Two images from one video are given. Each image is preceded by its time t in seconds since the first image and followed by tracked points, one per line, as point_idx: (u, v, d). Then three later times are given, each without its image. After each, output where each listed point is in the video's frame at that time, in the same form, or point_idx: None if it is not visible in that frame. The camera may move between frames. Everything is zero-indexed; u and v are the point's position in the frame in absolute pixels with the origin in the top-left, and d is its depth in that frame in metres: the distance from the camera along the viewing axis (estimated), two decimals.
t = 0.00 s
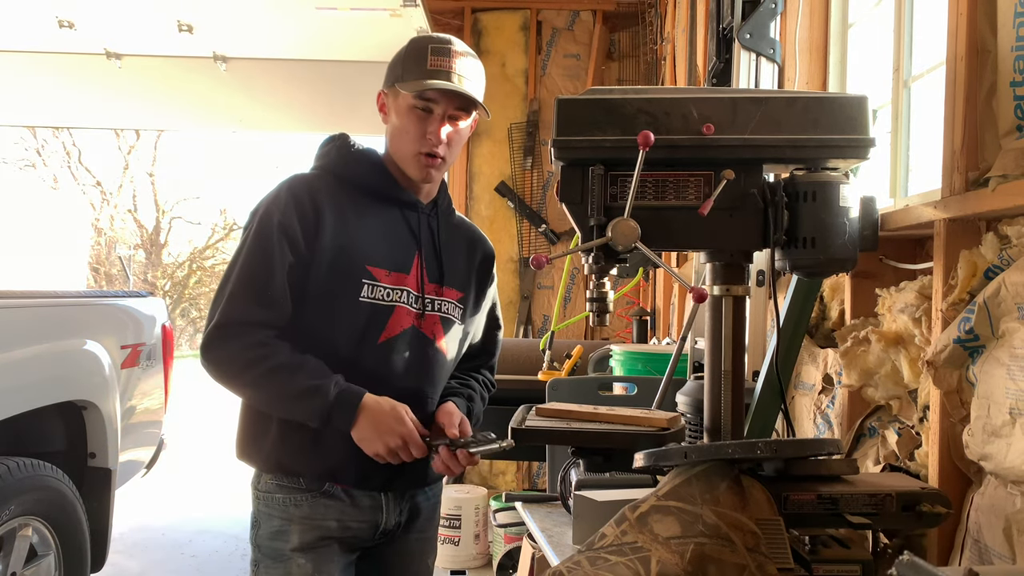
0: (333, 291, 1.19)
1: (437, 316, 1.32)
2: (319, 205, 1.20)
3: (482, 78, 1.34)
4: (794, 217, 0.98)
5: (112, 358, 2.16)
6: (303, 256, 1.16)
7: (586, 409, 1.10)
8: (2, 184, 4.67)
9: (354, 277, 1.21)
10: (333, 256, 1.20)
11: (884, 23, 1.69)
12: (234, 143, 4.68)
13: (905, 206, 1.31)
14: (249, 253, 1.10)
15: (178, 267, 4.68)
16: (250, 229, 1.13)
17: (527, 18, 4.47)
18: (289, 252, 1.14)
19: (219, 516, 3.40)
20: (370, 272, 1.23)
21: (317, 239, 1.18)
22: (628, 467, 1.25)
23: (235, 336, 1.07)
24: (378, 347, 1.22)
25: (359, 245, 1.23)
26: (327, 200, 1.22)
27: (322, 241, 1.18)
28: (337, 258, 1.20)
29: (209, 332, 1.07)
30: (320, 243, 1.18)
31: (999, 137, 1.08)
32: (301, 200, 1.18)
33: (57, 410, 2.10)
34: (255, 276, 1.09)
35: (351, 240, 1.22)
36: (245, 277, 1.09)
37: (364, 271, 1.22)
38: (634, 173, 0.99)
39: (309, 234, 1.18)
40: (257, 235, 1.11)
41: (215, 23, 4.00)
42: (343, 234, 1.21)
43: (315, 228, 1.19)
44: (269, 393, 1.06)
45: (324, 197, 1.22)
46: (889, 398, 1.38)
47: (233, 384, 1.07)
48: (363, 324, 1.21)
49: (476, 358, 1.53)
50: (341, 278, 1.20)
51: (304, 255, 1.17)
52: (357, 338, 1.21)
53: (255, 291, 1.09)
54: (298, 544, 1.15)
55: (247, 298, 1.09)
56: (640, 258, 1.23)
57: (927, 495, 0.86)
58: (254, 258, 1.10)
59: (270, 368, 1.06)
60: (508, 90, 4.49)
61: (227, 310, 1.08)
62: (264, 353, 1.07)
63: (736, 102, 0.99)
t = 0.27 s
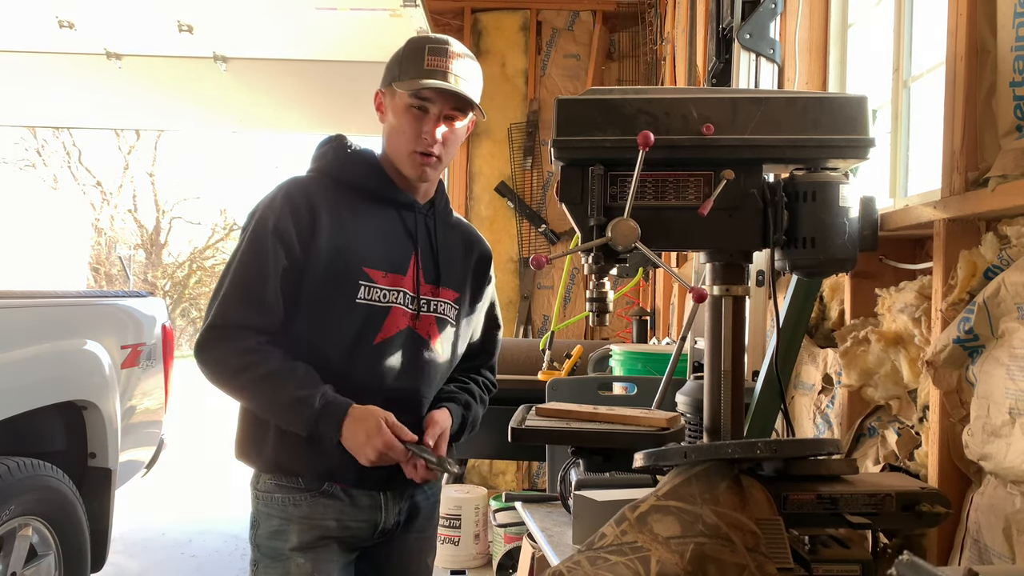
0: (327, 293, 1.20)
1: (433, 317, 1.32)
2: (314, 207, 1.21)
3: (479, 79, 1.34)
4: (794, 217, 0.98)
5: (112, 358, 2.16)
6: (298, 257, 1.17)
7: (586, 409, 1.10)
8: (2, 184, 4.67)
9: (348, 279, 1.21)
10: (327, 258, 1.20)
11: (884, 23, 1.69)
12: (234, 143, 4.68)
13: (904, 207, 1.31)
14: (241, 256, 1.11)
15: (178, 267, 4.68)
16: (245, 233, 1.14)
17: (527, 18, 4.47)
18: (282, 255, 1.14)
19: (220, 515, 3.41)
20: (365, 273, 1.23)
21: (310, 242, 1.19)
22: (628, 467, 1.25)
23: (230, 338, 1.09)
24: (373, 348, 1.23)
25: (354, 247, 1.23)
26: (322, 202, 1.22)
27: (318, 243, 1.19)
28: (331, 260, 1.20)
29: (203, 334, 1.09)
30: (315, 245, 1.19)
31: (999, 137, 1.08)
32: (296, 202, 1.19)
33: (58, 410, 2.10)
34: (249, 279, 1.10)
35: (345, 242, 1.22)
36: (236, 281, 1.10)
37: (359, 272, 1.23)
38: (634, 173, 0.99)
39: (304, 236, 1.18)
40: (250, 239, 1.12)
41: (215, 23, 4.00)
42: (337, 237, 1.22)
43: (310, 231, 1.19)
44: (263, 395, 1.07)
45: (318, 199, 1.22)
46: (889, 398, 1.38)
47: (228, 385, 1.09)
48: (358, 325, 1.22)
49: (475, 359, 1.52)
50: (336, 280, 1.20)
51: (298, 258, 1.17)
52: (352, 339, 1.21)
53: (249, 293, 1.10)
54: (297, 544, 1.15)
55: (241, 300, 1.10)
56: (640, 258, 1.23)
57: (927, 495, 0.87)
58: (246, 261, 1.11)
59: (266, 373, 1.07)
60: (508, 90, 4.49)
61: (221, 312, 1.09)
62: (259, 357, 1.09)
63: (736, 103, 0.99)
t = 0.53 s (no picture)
0: (324, 292, 1.20)
1: (430, 317, 1.32)
2: (313, 206, 1.21)
3: (480, 82, 1.34)
4: (794, 217, 0.98)
5: (112, 358, 2.16)
6: (295, 255, 1.18)
7: (586, 409, 1.10)
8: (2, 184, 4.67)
9: (346, 277, 1.21)
10: (325, 257, 1.20)
11: (883, 23, 1.69)
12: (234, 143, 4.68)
13: (904, 207, 1.31)
14: (237, 254, 1.12)
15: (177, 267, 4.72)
16: (243, 231, 1.15)
17: (527, 18, 4.47)
18: (278, 254, 1.15)
19: (220, 515, 3.41)
20: (363, 272, 1.23)
21: (307, 241, 1.19)
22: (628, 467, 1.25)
23: (223, 331, 1.10)
24: (369, 347, 1.23)
25: (353, 246, 1.23)
26: (321, 201, 1.22)
27: (316, 241, 1.19)
28: (329, 258, 1.21)
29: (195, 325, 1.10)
30: (313, 243, 1.19)
31: (999, 137, 1.08)
32: (295, 200, 1.19)
33: (58, 410, 2.10)
34: (244, 274, 1.11)
35: (343, 241, 1.22)
36: (231, 278, 1.11)
37: (356, 271, 1.23)
38: (634, 173, 0.99)
39: (301, 234, 1.19)
40: (246, 237, 1.14)
41: (215, 23, 4.00)
42: (336, 235, 1.22)
43: (307, 229, 1.20)
44: (256, 392, 1.08)
45: (317, 198, 1.22)
46: (888, 398, 1.38)
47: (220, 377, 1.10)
48: (355, 324, 1.22)
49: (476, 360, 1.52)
50: (333, 279, 1.21)
51: (294, 256, 1.18)
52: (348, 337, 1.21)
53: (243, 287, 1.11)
54: (294, 542, 1.15)
55: (236, 294, 1.11)
56: (640, 258, 1.23)
57: (927, 495, 0.86)
58: (241, 259, 1.12)
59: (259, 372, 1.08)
60: (508, 90, 4.49)
61: (215, 305, 1.10)
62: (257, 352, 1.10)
63: (736, 103, 0.99)
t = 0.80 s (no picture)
0: (322, 291, 1.20)
1: (428, 318, 1.32)
2: (310, 205, 1.22)
3: (480, 77, 1.34)
4: (794, 217, 0.98)
5: (112, 358, 2.16)
6: (291, 254, 1.19)
7: (586, 410, 1.10)
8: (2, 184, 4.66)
9: (343, 277, 1.21)
10: (322, 256, 1.21)
11: (883, 22, 1.69)
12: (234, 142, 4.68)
13: (904, 207, 1.31)
14: (232, 253, 1.14)
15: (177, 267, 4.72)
16: (241, 231, 1.17)
17: (527, 18, 4.47)
18: (274, 253, 1.16)
19: (221, 515, 3.41)
20: (361, 272, 1.23)
21: (304, 240, 1.20)
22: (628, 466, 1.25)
23: (218, 328, 1.12)
24: (367, 346, 1.22)
25: (350, 245, 1.23)
26: (319, 201, 1.23)
27: (312, 240, 1.20)
28: (326, 257, 1.21)
29: (190, 321, 1.12)
30: (310, 243, 1.20)
31: (999, 137, 1.08)
32: (292, 200, 1.20)
33: (58, 410, 2.10)
34: (239, 273, 1.13)
35: (341, 241, 1.23)
36: (226, 276, 1.13)
37: (354, 271, 1.23)
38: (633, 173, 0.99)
39: (298, 233, 1.19)
40: (242, 237, 1.16)
41: (215, 23, 3.99)
42: (333, 235, 1.22)
43: (304, 229, 1.21)
44: (251, 390, 1.09)
45: (315, 198, 1.23)
46: (888, 398, 1.38)
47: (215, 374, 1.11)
48: (353, 324, 1.21)
49: (477, 362, 1.51)
50: (330, 278, 1.21)
51: (291, 256, 1.19)
52: (346, 337, 1.21)
53: (238, 285, 1.13)
54: (293, 542, 1.15)
55: (231, 293, 1.13)
56: (640, 258, 1.23)
57: (927, 495, 0.86)
58: (235, 259, 1.14)
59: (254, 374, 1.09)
60: (508, 90, 4.49)
61: (209, 302, 1.12)
62: (249, 352, 1.12)
63: (736, 103, 0.99)
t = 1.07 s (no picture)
0: (322, 291, 1.20)
1: (427, 319, 1.32)
2: (311, 205, 1.22)
3: (484, 77, 1.34)
4: (794, 217, 0.98)
5: (112, 358, 2.16)
6: (291, 253, 1.19)
7: (586, 409, 1.11)
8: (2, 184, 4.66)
9: (343, 277, 1.21)
10: (322, 255, 1.20)
11: (884, 22, 1.69)
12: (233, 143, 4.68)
13: (905, 207, 1.31)
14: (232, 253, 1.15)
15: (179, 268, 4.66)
16: (242, 230, 1.18)
17: (527, 18, 4.47)
18: (274, 253, 1.17)
19: (221, 515, 3.40)
20: (361, 272, 1.23)
21: (304, 240, 1.20)
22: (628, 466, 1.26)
23: (217, 326, 1.14)
24: (368, 346, 1.22)
25: (351, 245, 1.23)
26: (320, 201, 1.23)
27: (313, 239, 1.20)
28: (326, 257, 1.21)
29: (189, 319, 1.13)
30: (310, 242, 1.20)
31: (999, 137, 1.08)
32: (293, 199, 1.21)
33: (58, 410, 2.10)
34: (238, 272, 1.14)
35: (341, 241, 1.22)
36: (225, 276, 1.14)
37: (354, 271, 1.22)
38: (633, 173, 0.99)
39: (298, 233, 1.20)
40: (242, 237, 1.16)
41: (215, 24, 3.99)
42: (334, 236, 1.22)
43: (305, 229, 1.20)
44: (249, 389, 1.09)
45: (316, 198, 1.23)
46: (888, 398, 1.38)
47: (214, 372, 1.12)
48: (354, 324, 1.21)
49: (479, 363, 1.51)
50: (331, 278, 1.21)
51: (291, 256, 1.19)
52: (346, 337, 1.21)
53: (238, 284, 1.14)
54: (293, 541, 1.15)
55: (230, 292, 1.14)
56: (640, 258, 1.23)
57: (927, 495, 0.86)
58: (235, 258, 1.15)
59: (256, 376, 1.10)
60: (508, 90, 4.49)
61: (209, 301, 1.13)
62: (248, 352, 1.13)
63: (736, 103, 0.99)
